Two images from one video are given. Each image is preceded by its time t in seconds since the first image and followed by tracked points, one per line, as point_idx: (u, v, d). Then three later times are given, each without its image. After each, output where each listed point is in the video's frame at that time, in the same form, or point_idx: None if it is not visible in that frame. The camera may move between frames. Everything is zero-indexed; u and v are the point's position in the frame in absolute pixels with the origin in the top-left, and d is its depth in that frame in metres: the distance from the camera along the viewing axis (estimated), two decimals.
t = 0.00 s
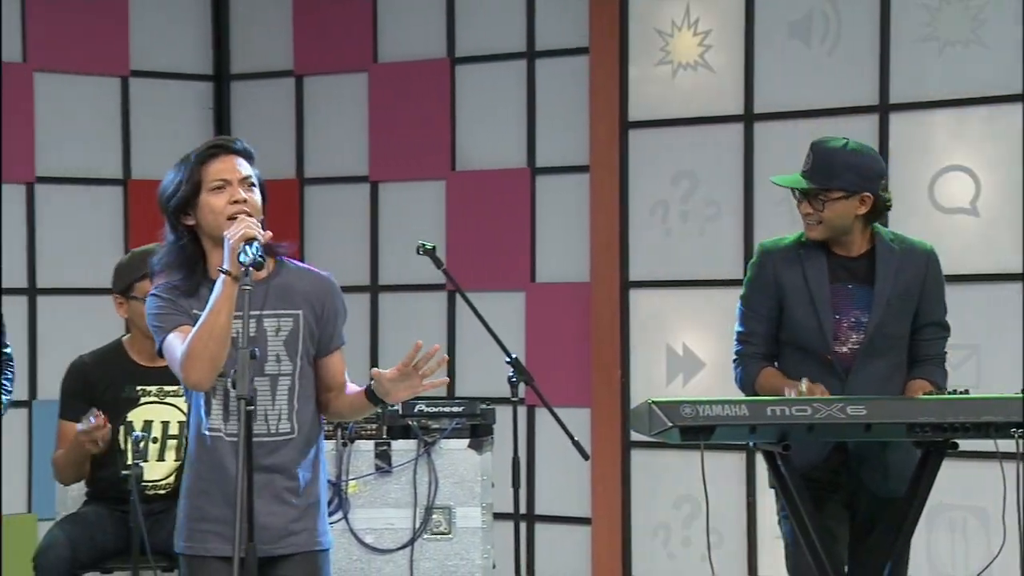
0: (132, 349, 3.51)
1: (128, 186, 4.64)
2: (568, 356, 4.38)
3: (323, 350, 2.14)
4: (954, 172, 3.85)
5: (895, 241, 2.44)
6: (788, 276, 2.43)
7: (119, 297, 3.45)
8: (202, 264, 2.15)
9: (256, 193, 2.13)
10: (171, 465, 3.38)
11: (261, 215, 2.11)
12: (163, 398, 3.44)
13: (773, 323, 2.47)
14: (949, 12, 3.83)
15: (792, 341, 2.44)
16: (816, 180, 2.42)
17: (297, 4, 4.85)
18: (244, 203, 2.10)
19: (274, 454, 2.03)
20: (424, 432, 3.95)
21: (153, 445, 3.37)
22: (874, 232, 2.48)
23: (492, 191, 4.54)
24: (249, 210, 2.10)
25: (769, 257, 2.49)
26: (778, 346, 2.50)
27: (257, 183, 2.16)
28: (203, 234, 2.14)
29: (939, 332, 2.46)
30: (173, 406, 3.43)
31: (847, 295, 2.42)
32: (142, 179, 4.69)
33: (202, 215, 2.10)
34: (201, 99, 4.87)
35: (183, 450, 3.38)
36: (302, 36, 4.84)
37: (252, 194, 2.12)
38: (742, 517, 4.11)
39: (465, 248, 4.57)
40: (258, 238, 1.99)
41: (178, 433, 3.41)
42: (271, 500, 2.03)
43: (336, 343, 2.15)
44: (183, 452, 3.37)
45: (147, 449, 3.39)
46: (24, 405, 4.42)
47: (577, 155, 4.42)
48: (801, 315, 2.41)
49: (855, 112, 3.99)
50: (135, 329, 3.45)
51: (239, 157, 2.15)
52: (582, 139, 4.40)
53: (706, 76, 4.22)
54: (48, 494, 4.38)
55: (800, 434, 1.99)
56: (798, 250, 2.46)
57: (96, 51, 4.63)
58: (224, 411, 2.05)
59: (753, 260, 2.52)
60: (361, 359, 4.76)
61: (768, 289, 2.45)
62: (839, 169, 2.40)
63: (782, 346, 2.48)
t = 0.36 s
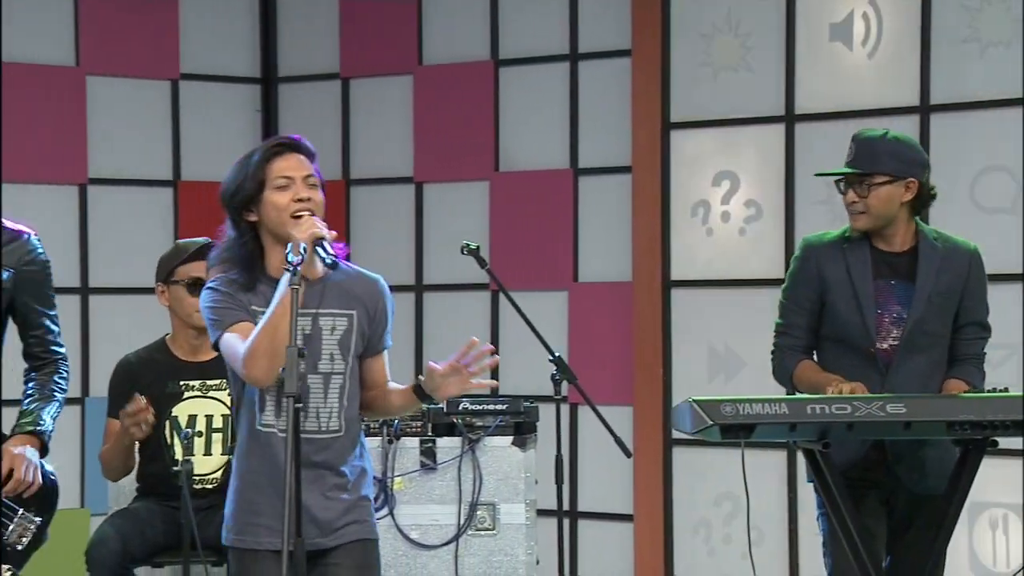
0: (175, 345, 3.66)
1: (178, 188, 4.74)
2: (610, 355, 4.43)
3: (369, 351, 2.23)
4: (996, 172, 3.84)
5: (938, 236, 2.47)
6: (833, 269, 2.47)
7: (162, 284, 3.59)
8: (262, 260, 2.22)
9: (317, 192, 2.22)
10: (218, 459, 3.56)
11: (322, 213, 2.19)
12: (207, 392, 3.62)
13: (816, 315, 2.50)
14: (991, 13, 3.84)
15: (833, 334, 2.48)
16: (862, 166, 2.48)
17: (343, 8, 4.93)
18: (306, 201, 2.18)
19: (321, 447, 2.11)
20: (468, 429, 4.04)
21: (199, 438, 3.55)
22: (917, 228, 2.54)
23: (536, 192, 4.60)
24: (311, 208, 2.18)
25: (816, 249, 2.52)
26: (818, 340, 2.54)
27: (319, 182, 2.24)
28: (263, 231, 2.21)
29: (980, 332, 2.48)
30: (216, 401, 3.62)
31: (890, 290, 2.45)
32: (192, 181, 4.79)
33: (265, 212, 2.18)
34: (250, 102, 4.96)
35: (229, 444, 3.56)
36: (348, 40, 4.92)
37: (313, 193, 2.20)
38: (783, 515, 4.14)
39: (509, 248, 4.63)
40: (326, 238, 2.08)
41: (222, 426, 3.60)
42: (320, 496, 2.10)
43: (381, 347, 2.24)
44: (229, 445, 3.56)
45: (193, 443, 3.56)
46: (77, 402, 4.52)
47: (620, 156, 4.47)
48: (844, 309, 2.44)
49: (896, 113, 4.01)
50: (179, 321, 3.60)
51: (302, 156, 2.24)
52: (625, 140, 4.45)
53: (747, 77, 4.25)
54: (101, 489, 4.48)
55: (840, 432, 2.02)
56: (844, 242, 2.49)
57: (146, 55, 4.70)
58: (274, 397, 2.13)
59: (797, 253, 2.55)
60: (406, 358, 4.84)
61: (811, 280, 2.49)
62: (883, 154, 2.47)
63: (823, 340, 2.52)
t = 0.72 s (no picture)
0: (228, 348, 3.77)
1: (227, 189, 4.84)
2: (652, 353, 4.49)
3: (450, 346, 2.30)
4: None
5: (977, 238, 2.51)
6: (871, 272, 2.52)
7: (223, 296, 3.77)
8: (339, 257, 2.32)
9: (391, 196, 2.27)
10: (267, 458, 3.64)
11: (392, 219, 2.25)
12: (260, 395, 3.70)
13: (854, 317, 2.56)
14: None
15: (871, 336, 2.54)
16: (914, 170, 2.53)
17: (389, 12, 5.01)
18: (378, 207, 2.25)
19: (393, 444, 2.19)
20: (512, 427, 4.12)
21: (250, 439, 3.63)
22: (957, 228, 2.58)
23: (578, 192, 4.65)
24: (382, 213, 2.26)
25: (854, 252, 2.58)
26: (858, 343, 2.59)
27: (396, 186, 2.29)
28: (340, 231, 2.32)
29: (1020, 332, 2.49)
30: (268, 403, 3.70)
31: (930, 292, 2.50)
32: (241, 182, 4.89)
33: (341, 215, 2.28)
34: (297, 104, 5.05)
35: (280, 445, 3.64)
36: (394, 43, 5.00)
37: (387, 198, 2.26)
38: (825, 511, 4.18)
39: (552, 247, 4.69)
40: (392, 248, 2.10)
41: (274, 428, 3.68)
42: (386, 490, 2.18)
43: (458, 344, 2.30)
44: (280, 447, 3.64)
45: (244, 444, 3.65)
46: (128, 399, 4.61)
47: (662, 156, 4.52)
48: (883, 313, 2.49)
49: (938, 113, 4.04)
50: (238, 328, 3.75)
51: (380, 159, 2.29)
52: (667, 140, 4.50)
53: (789, 78, 4.29)
54: (152, 486, 4.56)
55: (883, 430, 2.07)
56: (882, 245, 2.55)
57: (197, 59, 4.80)
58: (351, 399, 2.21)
59: (836, 256, 2.61)
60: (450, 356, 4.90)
61: (850, 284, 2.55)
62: (934, 158, 2.53)
63: (861, 341, 2.57)
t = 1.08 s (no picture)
0: (264, 343, 3.85)
1: (264, 189, 4.92)
2: (683, 351, 4.54)
3: (500, 352, 2.35)
4: None
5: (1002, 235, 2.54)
6: (897, 268, 2.58)
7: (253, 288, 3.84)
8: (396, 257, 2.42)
9: (441, 201, 2.33)
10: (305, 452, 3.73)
11: (438, 224, 2.30)
12: (294, 389, 3.78)
13: (881, 312, 2.62)
14: None
15: (898, 331, 2.59)
16: (938, 166, 2.53)
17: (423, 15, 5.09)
18: (426, 211, 2.31)
19: (440, 444, 2.28)
20: (546, 424, 4.17)
21: (287, 433, 3.72)
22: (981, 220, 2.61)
23: (611, 193, 4.71)
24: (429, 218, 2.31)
25: (882, 248, 2.63)
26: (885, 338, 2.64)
27: (449, 191, 2.34)
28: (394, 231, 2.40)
29: None
30: (303, 397, 3.78)
31: (955, 289, 2.55)
32: (278, 183, 4.97)
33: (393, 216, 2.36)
34: (332, 106, 5.12)
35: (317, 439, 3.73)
36: (428, 45, 5.07)
37: (437, 203, 2.32)
38: (855, 507, 4.22)
39: (584, 247, 4.75)
40: (422, 252, 2.16)
41: (309, 422, 3.77)
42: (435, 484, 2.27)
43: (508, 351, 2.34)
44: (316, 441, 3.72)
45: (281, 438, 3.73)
46: (169, 396, 4.70)
47: (694, 157, 4.57)
48: (909, 305, 2.55)
49: (967, 114, 4.08)
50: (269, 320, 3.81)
51: (434, 164, 2.35)
52: (699, 141, 4.55)
53: (820, 80, 4.33)
54: (193, 482, 4.65)
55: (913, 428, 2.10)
56: (909, 241, 2.59)
57: (235, 61, 4.88)
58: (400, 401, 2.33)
59: (863, 251, 2.67)
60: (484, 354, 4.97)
61: (876, 279, 2.60)
62: (961, 149, 2.53)
63: (887, 337, 2.63)
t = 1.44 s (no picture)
0: (296, 341, 3.94)
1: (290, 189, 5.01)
2: (703, 348, 4.61)
3: (528, 348, 2.46)
4: None
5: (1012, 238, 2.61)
6: (905, 271, 2.66)
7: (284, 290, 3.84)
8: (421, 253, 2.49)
9: (473, 200, 2.39)
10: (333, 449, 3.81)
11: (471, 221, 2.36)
12: (325, 387, 3.87)
13: (893, 316, 2.71)
14: None
15: (910, 336, 2.67)
16: (965, 188, 2.55)
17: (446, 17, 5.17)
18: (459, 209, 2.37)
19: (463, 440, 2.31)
20: (567, 420, 4.23)
21: (317, 431, 3.81)
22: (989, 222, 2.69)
23: (632, 193, 4.78)
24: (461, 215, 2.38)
25: (889, 252, 2.73)
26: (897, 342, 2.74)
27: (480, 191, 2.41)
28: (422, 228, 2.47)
29: None
30: (333, 396, 3.87)
31: (964, 290, 2.63)
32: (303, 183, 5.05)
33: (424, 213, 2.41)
34: (357, 108, 5.21)
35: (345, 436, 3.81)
36: (451, 48, 5.15)
37: (469, 202, 2.38)
38: (873, 503, 4.28)
39: (605, 246, 4.83)
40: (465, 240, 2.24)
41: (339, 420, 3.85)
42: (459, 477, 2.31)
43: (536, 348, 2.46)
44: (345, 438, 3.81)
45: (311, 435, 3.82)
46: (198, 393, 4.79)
47: (714, 157, 4.64)
48: (918, 310, 2.63)
49: (984, 115, 4.14)
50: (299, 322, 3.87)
51: (466, 164, 2.41)
52: (719, 142, 4.62)
53: (839, 82, 4.39)
54: (221, 477, 4.74)
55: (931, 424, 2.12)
56: (917, 248, 2.67)
57: (262, 64, 4.96)
58: (424, 396, 2.35)
59: (871, 258, 2.76)
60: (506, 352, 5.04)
61: (885, 283, 2.70)
62: (985, 168, 2.55)
63: (899, 339, 2.72)
